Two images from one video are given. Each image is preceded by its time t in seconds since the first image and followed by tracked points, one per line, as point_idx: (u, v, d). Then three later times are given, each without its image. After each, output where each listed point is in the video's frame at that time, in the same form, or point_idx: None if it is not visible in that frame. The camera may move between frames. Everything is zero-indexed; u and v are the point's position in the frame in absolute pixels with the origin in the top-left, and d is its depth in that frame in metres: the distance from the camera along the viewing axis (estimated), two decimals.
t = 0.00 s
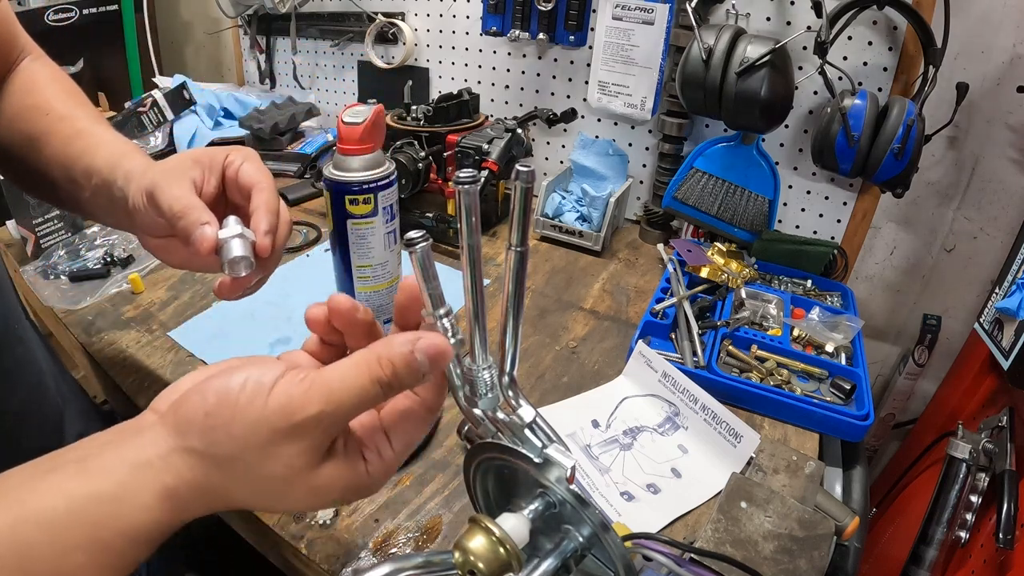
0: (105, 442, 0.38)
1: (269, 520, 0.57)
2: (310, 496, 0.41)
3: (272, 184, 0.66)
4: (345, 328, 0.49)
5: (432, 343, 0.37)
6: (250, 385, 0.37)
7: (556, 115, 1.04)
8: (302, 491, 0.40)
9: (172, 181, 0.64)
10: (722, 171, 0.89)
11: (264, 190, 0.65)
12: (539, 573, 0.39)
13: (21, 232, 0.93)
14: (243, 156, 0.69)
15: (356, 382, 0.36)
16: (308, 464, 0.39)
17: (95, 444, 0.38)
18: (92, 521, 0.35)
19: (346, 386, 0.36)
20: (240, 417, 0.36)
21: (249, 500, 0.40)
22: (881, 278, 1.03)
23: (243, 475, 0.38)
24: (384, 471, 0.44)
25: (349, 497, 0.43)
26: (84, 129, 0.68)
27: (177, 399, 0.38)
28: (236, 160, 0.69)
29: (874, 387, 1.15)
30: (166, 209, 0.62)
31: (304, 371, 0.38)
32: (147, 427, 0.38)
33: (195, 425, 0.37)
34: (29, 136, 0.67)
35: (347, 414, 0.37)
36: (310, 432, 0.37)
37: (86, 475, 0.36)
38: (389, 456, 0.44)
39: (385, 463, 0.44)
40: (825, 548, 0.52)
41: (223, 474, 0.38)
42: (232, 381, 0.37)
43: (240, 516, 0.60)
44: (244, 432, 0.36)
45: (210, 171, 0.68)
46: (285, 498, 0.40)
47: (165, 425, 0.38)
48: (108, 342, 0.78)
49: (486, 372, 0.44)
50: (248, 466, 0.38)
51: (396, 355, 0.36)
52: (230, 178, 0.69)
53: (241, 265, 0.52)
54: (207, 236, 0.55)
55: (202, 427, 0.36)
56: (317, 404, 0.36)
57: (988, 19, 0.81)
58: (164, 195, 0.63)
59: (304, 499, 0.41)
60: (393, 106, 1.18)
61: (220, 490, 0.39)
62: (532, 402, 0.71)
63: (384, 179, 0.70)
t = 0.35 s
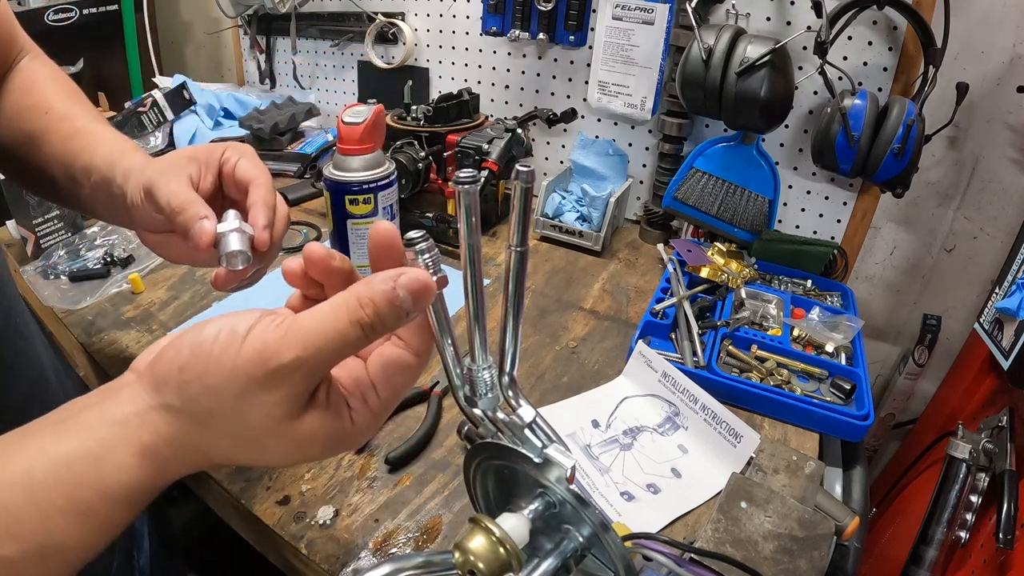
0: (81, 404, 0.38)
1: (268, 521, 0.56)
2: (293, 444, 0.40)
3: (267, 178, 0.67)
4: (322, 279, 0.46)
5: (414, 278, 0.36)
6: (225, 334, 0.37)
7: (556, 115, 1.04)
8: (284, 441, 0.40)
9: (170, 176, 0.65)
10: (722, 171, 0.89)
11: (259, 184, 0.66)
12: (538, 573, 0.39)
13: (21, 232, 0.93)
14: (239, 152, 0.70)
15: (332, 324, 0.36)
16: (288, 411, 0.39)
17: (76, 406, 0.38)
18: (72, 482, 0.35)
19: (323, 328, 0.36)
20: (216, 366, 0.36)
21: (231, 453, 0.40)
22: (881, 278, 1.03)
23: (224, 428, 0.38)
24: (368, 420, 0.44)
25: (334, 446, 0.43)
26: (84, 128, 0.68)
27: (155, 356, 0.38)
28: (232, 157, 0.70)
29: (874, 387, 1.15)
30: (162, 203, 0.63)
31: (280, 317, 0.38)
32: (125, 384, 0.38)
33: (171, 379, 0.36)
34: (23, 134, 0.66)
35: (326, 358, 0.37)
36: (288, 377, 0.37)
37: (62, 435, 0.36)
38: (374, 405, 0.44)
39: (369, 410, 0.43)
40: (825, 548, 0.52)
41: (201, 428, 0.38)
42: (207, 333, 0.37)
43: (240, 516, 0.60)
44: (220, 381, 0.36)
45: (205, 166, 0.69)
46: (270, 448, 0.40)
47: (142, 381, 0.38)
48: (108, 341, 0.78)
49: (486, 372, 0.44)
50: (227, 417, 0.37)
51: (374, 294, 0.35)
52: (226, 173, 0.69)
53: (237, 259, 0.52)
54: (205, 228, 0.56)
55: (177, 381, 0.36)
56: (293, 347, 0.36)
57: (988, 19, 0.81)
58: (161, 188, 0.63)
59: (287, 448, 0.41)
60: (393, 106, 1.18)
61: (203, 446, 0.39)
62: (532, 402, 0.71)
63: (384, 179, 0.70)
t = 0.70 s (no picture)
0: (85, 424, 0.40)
1: (268, 520, 0.57)
2: (290, 451, 0.42)
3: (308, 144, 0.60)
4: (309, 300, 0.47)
5: (395, 289, 0.39)
6: (220, 347, 0.39)
7: (556, 115, 1.04)
8: (281, 448, 0.41)
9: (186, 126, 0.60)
10: (722, 171, 0.89)
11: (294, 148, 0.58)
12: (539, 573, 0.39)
13: (21, 232, 0.93)
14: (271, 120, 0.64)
15: (324, 328, 0.39)
16: (285, 416, 0.41)
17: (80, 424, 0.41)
18: (76, 499, 0.37)
19: (314, 332, 0.39)
20: (212, 376, 0.38)
21: (232, 463, 0.41)
22: (881, 278, 1.03)
23: (223, 439, 0.40)
24: (360, 428, 0.45)
25: (327, 454, 0.44)
26: (101, 121, 0.67)
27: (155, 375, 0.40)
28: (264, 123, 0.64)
29: (874, 387, 1.15)
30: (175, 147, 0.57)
31: (270, 328, 0.41)
32: (128, 404, 0.40)
33: (171, 393, 0.39)
34: (41, 137, 0.67)
35: (318, 362, 0.39)
36: (283, 382, 0.39)
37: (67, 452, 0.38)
38: (364, 410, 0.44)
39: (360, 417, 0.44)
40: (825, 548, 0.52)
41: (202, 438, 0.40)
42: (202, 349, 0.40)
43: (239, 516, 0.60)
44: (218, 390, 0.38)
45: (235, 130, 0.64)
46: (268, 457, 0.41)
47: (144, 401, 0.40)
48: (109, 341, 0.78)
49: (486, 372, 0.44)
50: (226, 428, 0.39)
51: (359, 301, 0.39)
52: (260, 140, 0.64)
53: (262, 202, 0.46)
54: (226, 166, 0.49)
55: (176, 394, 0.39)
56: (287, 352, 0.38)
57: (987, 19, 0.81)
58: (177, 130, 0.57)
59: (285, 455, 0.42)
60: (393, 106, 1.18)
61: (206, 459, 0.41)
62: (532, 402, 0.71)
63: (384, 179, 0.70)
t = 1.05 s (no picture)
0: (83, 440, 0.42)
1: (268, 520, 0.57)
2: (289, 461, 0.43)
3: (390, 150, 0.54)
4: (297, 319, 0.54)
5: (393, 287, 0.42)
6: (221, 356, 0.41)
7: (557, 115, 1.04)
8: (280, 457, 0.42)
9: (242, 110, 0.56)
10: (722, 171, 0.89)
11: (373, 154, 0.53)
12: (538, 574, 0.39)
13: (21, 232, 0.93)
14: (349, 116, 0.59)
15: (321, 334, 0.41)
16: (284, 425, 0.42)
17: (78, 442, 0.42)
18: (73, 514, 0.38)
19: (311, 339, 0.40)
20: (213, 384, 0.40)
21: (230, 473, 0.42)
22: (881, 278, 1.03)
23: (221, 448, 0.41)
24: (359, 441, 0.46)
25: (327, 465, 0.45)
26: (143, 121, 0.67)
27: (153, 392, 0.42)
28: (340, 121, 0.59)
29: (874, 387, 1.15)
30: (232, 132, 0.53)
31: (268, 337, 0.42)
32: (126, 419, 0.42)
33: (172, 403, 0.40)
34: (70, 145, 0.68)
35: (317, 367, 0.41)
36: (281, 390, 0.41)
37: (63, 470, 0.39)
38: (361, 423, 0.45)
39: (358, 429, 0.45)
40: (825, 548, 0.52)
41: (200, 448, 0.41)
42: (203, 360, 0.41)
43: (239, 516, 0.60)
44: (218, 398, 0.40)
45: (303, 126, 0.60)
46: (267, 467, 0.43)
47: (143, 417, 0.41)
48: (108, 341, 0.78)
49: (486, 372, 0.44)
50: (226, 437, 0.41)
51: (358, 305, 0.41)
52: (333, 138, 0.59)
53: (326, 213, 0.42)
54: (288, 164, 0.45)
55: (178, 402, 0.40)
56: (285, 358, 0.40)
57: (987, 20, 0.81)
58: (233, 117, 0.53)
59: (284, 465, 0.43)
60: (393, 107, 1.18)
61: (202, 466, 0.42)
62: (532, 402, 0.71)
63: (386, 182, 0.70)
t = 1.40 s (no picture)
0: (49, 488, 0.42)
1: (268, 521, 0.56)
2: (218, 510, 0.41)
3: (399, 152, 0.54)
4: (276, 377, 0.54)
5: (338, 348, 0.41)
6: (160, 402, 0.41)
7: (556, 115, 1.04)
8: (210, 508, 0.40)
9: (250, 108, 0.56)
10: (722, 171, 0.89)
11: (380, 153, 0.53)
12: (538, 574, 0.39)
13: (21, 232, 0.93)
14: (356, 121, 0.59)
15: (262, 389, 0.40)
16: (215, 473, 0.40)
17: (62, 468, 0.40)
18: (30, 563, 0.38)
19: (251, 391, 0.40)
20: (150, 428, 0.40)
21: (163, 521, 0.40)
22: (881, 278, 1.03)
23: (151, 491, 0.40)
24: (304, 502, 0.44)
25: (264, 529, 0.43)
26: (150, 131, 0.68)
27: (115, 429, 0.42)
28: (349, 126, 0.58)
29: (874, 387, 1.15)
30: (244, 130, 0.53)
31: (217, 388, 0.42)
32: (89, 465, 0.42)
33: (116, 443, 0.41)
34: (78, 157, 0.68)
35: (250, 418, 0.40)
36: (215, 437, 0.40)
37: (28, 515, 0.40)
38: (312, 483, 0.45)
39: (305, 489, 0.44)
40: (825, 548, 0.52)
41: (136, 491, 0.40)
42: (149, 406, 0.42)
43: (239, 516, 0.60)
44: (153, 438, 0.40)
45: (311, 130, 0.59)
46: (194, 517, 0.40)
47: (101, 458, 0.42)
48: (108, 341, 0.78)
49: (486, 372, 0.44)
50: (156, 479, 0.39)
51: (302, 359, 0.40)
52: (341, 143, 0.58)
53: (338, 201, 0.43)
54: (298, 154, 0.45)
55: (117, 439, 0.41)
56: (218, 404, 0.40)
57: (987, 20, 0.81)
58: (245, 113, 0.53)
59: (213, 515, 0.41)
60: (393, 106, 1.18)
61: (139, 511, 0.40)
62: (532, 402, 0.71)
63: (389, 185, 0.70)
